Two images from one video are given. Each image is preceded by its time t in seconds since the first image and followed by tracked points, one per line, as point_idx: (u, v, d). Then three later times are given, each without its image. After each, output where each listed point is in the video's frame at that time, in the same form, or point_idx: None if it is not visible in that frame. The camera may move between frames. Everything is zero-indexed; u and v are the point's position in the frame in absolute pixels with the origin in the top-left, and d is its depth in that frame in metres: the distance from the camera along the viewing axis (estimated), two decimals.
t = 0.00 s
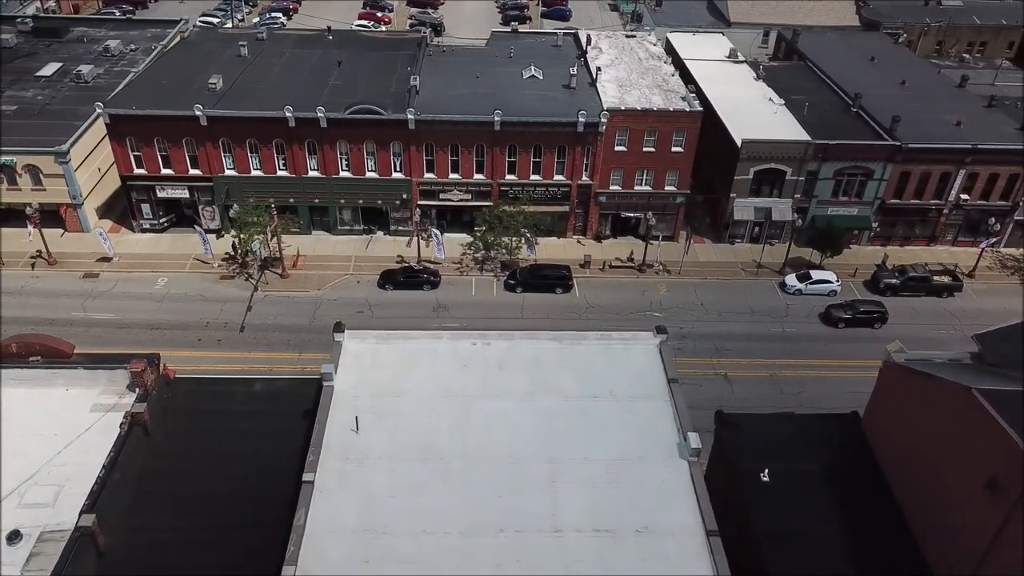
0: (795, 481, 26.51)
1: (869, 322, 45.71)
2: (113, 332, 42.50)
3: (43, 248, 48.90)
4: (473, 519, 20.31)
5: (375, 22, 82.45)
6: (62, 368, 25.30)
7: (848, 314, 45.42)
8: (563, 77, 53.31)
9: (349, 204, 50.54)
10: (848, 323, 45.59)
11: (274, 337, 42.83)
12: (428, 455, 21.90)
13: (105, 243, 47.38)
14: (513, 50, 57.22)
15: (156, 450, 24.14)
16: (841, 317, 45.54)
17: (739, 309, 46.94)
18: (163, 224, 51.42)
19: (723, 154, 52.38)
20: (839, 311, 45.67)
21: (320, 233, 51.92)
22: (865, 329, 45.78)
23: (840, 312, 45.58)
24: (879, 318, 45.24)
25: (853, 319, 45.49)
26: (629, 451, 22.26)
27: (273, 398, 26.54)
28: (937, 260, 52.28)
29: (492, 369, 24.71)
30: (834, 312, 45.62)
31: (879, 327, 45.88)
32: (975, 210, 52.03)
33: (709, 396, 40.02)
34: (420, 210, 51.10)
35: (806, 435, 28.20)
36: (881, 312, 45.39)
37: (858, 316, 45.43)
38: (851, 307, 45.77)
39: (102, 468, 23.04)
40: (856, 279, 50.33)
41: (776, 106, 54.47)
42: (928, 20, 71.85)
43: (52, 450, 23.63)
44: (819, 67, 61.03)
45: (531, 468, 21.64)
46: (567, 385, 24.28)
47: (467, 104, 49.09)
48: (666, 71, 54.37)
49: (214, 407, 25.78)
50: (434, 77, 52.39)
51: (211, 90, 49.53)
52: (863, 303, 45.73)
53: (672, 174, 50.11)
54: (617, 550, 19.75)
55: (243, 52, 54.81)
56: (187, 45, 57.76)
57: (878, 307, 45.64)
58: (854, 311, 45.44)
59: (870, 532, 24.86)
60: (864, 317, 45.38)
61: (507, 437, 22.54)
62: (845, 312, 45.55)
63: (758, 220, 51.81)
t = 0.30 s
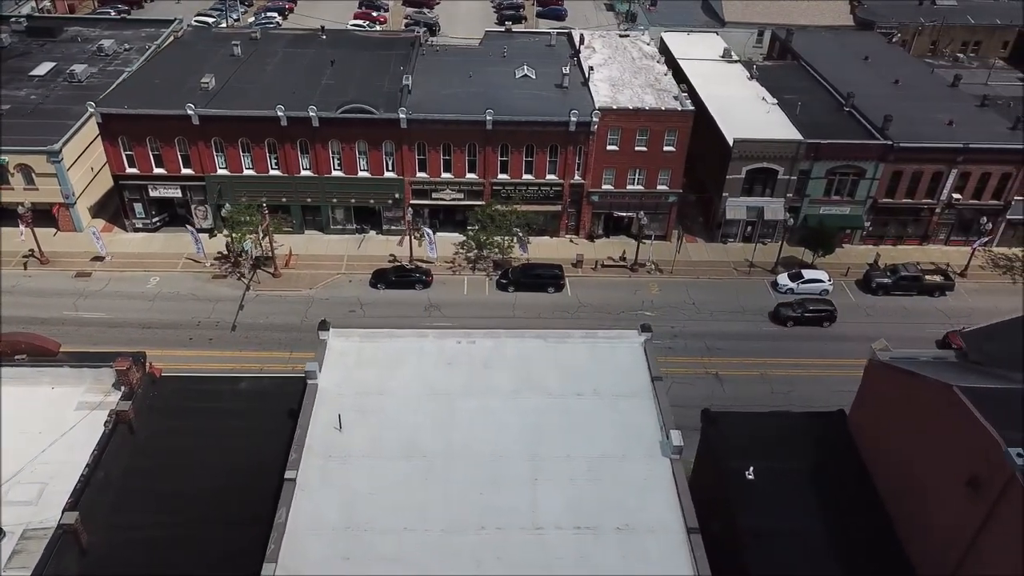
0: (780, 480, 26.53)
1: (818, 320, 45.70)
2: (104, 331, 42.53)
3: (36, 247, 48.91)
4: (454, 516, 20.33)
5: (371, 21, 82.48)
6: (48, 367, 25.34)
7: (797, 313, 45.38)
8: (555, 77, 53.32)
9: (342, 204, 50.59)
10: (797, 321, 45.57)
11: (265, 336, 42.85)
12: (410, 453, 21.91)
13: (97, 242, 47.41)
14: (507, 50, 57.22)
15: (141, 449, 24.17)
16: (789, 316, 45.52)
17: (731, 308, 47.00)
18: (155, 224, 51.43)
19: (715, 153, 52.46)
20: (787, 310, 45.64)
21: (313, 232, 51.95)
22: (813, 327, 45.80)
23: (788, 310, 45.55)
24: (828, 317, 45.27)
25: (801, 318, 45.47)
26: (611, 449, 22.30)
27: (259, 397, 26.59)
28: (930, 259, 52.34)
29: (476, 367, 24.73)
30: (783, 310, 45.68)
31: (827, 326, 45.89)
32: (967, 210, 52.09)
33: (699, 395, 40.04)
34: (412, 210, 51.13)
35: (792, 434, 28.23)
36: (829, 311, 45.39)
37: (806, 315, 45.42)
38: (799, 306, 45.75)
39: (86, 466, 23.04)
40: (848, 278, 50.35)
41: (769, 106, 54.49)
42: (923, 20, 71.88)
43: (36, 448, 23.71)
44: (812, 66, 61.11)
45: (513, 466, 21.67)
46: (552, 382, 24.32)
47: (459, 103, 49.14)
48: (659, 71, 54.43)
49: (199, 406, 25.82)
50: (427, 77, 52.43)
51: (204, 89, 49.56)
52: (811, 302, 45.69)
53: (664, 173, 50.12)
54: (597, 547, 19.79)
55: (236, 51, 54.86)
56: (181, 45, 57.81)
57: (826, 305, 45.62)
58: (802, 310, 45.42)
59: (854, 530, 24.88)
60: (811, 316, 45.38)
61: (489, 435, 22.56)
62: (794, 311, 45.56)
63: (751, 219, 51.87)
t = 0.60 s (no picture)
0: (765, 478, 26.55)
1: (766, 320, 45.51)
2: (95, 331, 42.54)
3: (28, 247, 48.94)
4: (436, 514, 20.37)
5: (366, 21, 82.52)
6: (33, 365, 25.42)
7: (745, 311, 45.17)
8: (547, 76, 53.39)
9: (334, 203, 50.61)
10: (745, 319, 45.35)
11: (256, 335, 42.87)
12: (393, 452, 21.93)
13: (89, 241, 47.46)
14: (500, 49, 57.25)
15: (125, 446, 24.19)
16: (738, 315, 45.28)
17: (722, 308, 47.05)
18: (148, 223, 51.47)
19: (707, 153, 52.51)
20: (735, 308, 45.45)
21: (305, 232, 52.00)
22: (761, 325, 45.59)
23: (737, 309, 45.35)
24: (775, 316, 45.10)
25: (749, 316, 45.26)
26: (594, 447, 22.34)
27: (244, 395, 26.61)
28: (922, 259, 52.40)
29: (461, 366, 24.76)
30: (731, 309, 45.47)
31: (775, 325, 45.70)
32: (959, 209, 52.16)
33: (689, 393, 40.12)
34: (405, 210, 51.16)
35: (778, 432, 28.24)
36: (777, 310, 45.24)
37: (754, 314, 45.21)
38: (748, 304, 45.58)
39: (70, 464, 23.10)
40: (840, 277, 50.39)
41: (762, 105, 54.50)
42: (917, 19, 71.98)
43: (20, 446, 23.93)
44: (805, 66, 61.17)
45: (496, 464, 21.70)
46: (536, 381, 24.37)
47: (451, 102, 49.19)
48: (652, 70, 54.47)
49: (185, 404, 25.85)
50: (419, 77, 52.46)
51: (196, 89, 49.57)
52: (760, 301, 45.53)
53: (656, 172, 50.22)
54: (579, 545, 19.85)
55: (229, 51, 54.90)
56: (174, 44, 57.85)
57: (775, 305, 45.48)
58: (750, 308, 45.22)
59: (839, 528, 24.89)
60: (759, 315, 45.19)
61: (472, 433, 22.60)
62: (742, 309, 45.35)
63: (743, 218, 51.92)
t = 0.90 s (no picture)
0: (749, 476, 26.60)
1: (712, 318, 45.28)
2: (86, 330, 42.59)
3: (20, 246, 48.95)
4: (417, 511, 20.42)
5: (361, 21, 82.59)
6: (18, 363, 25.43)
7: (689, 310, 45.05)
8: (540, 75, 53.47)
9: (327, 202, 50.64)
10: (690, 317, 45.19)
11: (247, 334, 42.92)
12: (376, 450, 21.97)
13: (81, 241, 47.50)
14: (493, 49, 57.31)
15: (110, 444, 24.22)
16: (684, 313, 45.15)
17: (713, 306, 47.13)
18: (141, 223, 51.58)
19: (700, 152, 52.53)
20: (681, 307, 45.37)
21: (298, 231, 52.05)
22: (709, 324, 45.36)
23: (682, 307, 45.23)
24: (720, 313, 44.86)
25: (695, 315, 45.10)
26: (576, 445, 22.40)
27: (230, 394, 26.69)
28: (914, 258, 52.49)
29: (446, 364, 24.81)
30: (677, 307, 45.41)
31: (722, 323, 45.45)
32: (951, 208, 52.24)
33: (679, 392, 40.20)
34: (397, 209, 51.22)
35: (762, 430, 28.30)
36: (724, 308, 44.98)
37: (699, 312, 45.02)
38: (693, 303, 45.46)
39: (54, 462, 23.13)
40: (831, 276, 50.46)
41: (754, 105, 54.53)
42: (911, 19, 72.10)
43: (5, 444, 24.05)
44: (798, 65, 61.27)
45: (479, 462, 21.75)
46: (520, 379, 24.42)
47: (443, 102, 49.25)
48: (644, 70, 54.51)
49: (170, 403, 25.90)
50: (412, 76, 52.52)
51: (188, 88, 49.63)
52: (705, 298, 45.35)
53: (648, 171, 50.28)
54: (559, 542, 19.91)
55: (222, 51, 54.99)
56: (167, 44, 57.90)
57: (721, 303, 45.24)
58: (695, 306, 45.07)
59: (823, 526, 24.93)
60: (705, 313, 44.97)
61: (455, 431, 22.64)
62: (687, 308, 45.24)
63: (735, 218, 52.00)
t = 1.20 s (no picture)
0: (734, 474, 26.63)
1: (658, 316, 45.28)
2: (77, 329, 42.62)
3: (12, 245, 48.97)
4: (398, 509, 20.47)
5: (356, 20, 82.65)
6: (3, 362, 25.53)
7: (636, 308, 45.00)
8: (532, 75, 53.55)
9: (320, 202, 50.67)
10: (637, 316, 45.15)
11: (238, 333, 42.96)
12: (359, 448, 22.03)
13: (73, 240, 47.54)
14: (485, 49, 57.36)
15: (94, 442, 24.25)
16: (631, 311, 45.05)
17: (704, 306, 47.19)
18: (133, 222, 51.62)
19: (692, 151, 52.56)
20: (628, 305, 45.30)
21: (291, 230, 52.08)
22: (655, 322, 45.29)
23: (629, 306, 45.17)
24: (666, 312, 44.84)
25: (641, 314, 45.04)
26: (559, 443, 22.46)
27: (215, 392, 26.75)
28: (906, 257, 52.56)
29: (430, 362, 24.86)
30: (623, 306, 45.35)
31: (668, 322, 45.45)
32: (942, 208, 52.32)
33: (669, 390, 40.26)
34: (390, 209, 51.27)
35: (748, 428, 28.34)
36: (669, 306, 45.06)
37: (646, 310, 44.99)
38: (640, 302, 45.40)
39: (39, 461, 23.18)
40: (823, 276, 50.52)
41: (747, 104, 54.55)
42: (905, 19, 72.14)
43: None
44: (791, 65, 61.36)
45: (461, 460, 21.80)
46: (504, 377, 24.48)
47: (435, 101, 49.29)
48: (637, 70, 54.55)
49: (155, 401, 25.94)
50: (404, 76, 52.57)
51: (180, 88, 49.70)
52: (652, 298, 45.30)
53: (640, 171, 50.35)
54: (540, 540, 19.96)
55: (215, 50, 55.05)
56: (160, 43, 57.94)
57: (667, 302, 45.26)
58: (643, 305, 45.01)
59: (807, 524, 24.97)
60: (652, 312, 44.95)
61: (438, 429, 22.68)
62: (633, 306, 45.21)
63: (727, 217, 52.05)
